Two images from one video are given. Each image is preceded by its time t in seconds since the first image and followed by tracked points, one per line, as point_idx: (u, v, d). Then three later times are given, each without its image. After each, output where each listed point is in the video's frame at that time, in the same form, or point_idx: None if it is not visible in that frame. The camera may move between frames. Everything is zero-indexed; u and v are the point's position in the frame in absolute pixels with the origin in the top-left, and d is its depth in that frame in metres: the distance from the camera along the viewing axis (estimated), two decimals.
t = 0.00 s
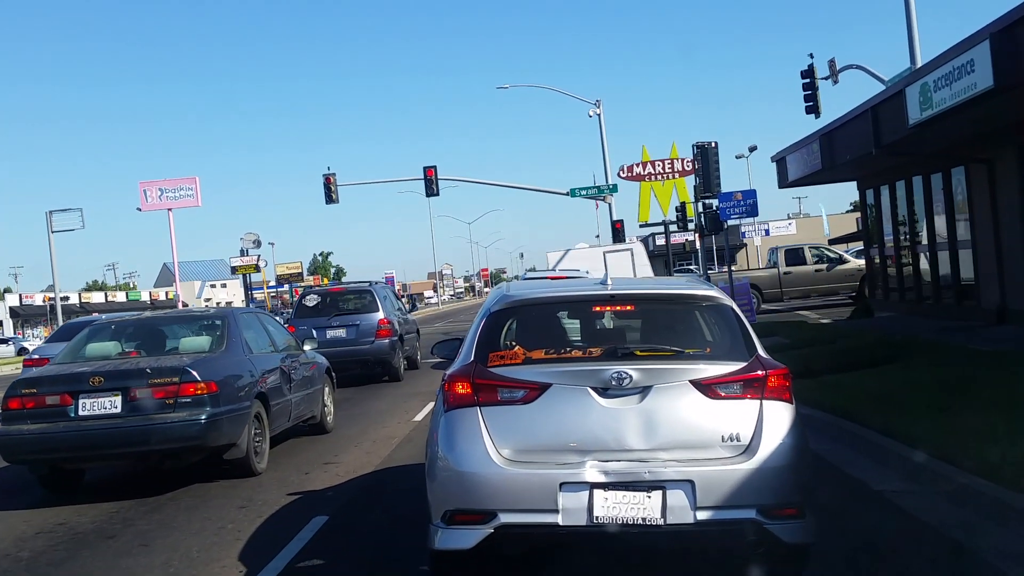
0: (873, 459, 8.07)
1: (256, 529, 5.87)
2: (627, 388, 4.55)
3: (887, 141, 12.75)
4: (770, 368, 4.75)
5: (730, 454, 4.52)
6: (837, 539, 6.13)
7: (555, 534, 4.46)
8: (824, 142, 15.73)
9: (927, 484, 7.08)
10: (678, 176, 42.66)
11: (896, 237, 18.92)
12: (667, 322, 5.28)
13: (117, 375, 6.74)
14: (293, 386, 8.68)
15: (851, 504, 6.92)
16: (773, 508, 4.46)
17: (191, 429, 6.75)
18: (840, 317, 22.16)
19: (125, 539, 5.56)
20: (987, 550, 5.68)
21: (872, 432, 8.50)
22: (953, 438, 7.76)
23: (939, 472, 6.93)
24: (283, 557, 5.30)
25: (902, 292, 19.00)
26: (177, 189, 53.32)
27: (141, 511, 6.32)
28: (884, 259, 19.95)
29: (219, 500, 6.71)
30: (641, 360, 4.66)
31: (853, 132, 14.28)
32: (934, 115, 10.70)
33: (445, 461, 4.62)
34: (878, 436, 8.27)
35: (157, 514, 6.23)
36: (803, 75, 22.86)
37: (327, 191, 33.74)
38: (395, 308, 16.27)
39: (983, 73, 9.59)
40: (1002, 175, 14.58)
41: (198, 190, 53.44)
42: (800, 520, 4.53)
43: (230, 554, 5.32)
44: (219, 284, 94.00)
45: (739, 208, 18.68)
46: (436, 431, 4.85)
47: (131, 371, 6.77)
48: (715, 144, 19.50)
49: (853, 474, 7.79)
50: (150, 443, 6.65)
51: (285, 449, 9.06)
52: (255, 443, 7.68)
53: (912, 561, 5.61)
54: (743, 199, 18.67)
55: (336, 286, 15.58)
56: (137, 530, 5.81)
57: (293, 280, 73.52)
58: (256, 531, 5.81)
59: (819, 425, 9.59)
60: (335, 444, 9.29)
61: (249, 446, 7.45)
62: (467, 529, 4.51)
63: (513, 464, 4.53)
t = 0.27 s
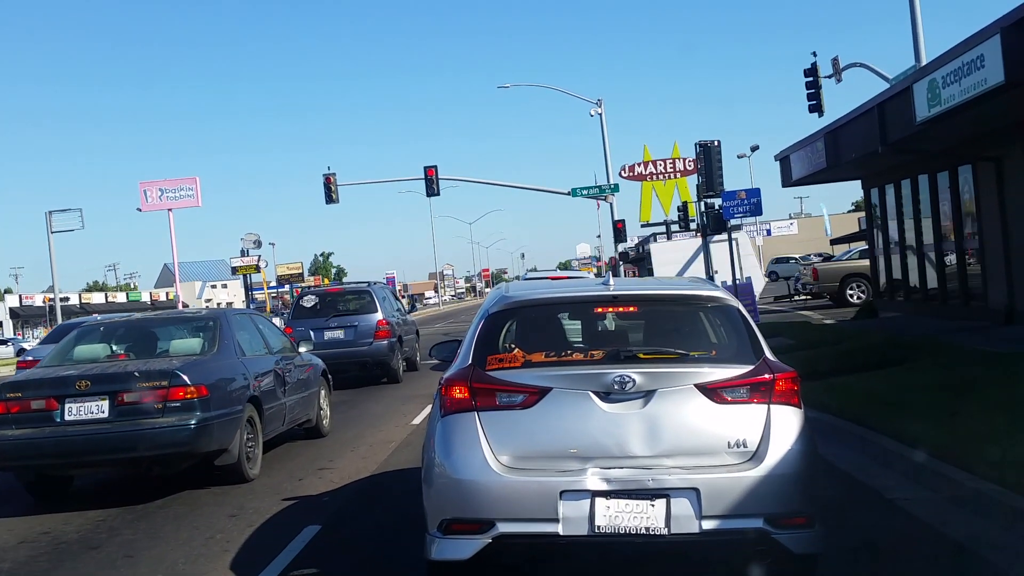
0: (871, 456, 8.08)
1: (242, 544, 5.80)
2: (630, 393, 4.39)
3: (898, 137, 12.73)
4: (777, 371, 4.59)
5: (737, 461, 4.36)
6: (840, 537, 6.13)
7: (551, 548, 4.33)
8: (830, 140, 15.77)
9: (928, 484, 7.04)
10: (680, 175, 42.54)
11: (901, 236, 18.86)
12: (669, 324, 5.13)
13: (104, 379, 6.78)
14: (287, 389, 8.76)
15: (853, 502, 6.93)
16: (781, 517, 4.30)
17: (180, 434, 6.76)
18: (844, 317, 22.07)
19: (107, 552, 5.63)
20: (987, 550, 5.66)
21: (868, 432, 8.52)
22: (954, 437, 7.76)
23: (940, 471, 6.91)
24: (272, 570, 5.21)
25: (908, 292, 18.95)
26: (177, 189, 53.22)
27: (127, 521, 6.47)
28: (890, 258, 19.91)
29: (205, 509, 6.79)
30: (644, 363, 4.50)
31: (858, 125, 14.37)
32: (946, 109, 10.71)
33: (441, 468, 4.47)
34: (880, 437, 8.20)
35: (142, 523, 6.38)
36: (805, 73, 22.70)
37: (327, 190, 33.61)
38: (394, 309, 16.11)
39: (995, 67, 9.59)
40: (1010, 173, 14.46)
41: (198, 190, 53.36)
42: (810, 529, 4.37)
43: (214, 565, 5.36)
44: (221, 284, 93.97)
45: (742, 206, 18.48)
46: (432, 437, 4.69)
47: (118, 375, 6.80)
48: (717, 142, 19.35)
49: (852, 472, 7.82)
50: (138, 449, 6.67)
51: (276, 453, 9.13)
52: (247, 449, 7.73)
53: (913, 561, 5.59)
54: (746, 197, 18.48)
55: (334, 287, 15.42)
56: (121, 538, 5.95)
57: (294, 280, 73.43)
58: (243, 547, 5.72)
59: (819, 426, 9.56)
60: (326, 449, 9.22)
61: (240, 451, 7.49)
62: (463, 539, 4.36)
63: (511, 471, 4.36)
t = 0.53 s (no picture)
0: (873, 456, 8.11)
1: (234, 553, 5.76)
2: (631, 396, 4.30)
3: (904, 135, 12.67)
4: (782, 374, 4.50)
5: (741, 465, 4.27)
6: (844, 535, 6.18)
7: (549, 557, 4.25)
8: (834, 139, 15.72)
9: (928, 484, 7.06)
10: (681, 175, 42.45)
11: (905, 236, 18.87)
12: (671, 326, 5.04)
13: (92, 382, 6.72)
14: (283, 392, 8.71)
15: (857, 501, 6.97)
16: (787, 523, 4.21)
17: (170, 438, 6.70)
18: (847, 318, 22.02)
19: (96, 561, 5.65)
20: (988, 550, 5.69)
21: (870, 432, 8.56)
22: (957, 436, 7.79)
23: (941, 470, 6.94)
24: None
25: (912, 293, 18.97)
26: (177, 190, 53.17)
27: (115, 528, 6.49)
28: (893, 259, 19.91)
29: (196, 516, 6.78)
30: (647, 365, 4.41)
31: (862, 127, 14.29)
32: (953, 107, 10.64)
33: (440, 472, 4.38)
34: (883, 440, 8.18)
35: (131, 530, 6.39)
36: (807, 72, 22.59)
37: (326, 190, 33.54)
38: (393, 309, 16.02)
39: (1002, 64, 9.52)
40: (1017, 172, 14.41)
41: (198, 190, 53.31)
42: (816, 535, 4.27)
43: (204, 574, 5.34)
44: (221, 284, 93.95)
45: (745, 206, 18.38)
46: (430, 441, 4.60)
47: (107, 378, 6.75)
48: (719, 141, 19.29)
49: (854, 473, 7.85)
50: (128, 454, 6.62)
51: (271, 457, 9.10)
52: (241, 453, 7.67)
53: (915, 559, 5.64)
54: (748, 197, 18.38)
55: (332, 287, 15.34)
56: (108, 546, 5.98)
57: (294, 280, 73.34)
58: (237, 557, 5.67)
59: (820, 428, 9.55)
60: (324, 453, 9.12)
61: (234, 456, 7.42)
62: (462, 545, 4.27)
63: (511, 475, 4.27)
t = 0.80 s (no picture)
0: (872, 458, 8.13)
1: (229, 560, 5.73)
2: (632, 398, 4.25)
3: (910, 134, 12.67)
4: (785, 376, 4.45)
5: (743, 469, 4.22)
6: (845, 535, 6.23)
7: (548, 564, 4.19)
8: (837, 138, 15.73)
9: (928, 485, 7.07)
10: (682, 176, 42.41)
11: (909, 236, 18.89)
12: (673, 328, 4.99)
13: (82, 387, 6.68)
14: (279, 396, 8.72)
15: (858, 502, 7.01)
16: (789, 527, 4.16)
17: (160, 443, 6.68)
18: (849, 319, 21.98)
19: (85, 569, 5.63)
20: (987, 551, 5.72)
21: (870, 433, 8.58)
22: (957, 437, 7.82)
23: (941, 470, 6.97)
24: None
25: (916, 294, 18.99)
26: (177, 191, 53.12)
27: (104, 535, 6.47)
28: (897, 260, 19.93)
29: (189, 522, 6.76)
30: (648, 367, 4.36)
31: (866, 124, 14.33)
32: (959, 105, 10.63)
33: (438, 475, 4.33)
34: (884, 441, 8.18)
35: (120, 538, 6.37)
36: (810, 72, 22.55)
37: (326, 192, 33.50)
38: (392, 311, 15.98)
39: (1009, 61, 9.52)
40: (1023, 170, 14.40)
41: (198, 191, 53.26)
42: (819, 539, 4.22)
43: None
44: (221, 286, 93.86)
45: (747, 206, 18.32)
46: (428, 444, 4.55)
47: (97, 382, 6.70)
48: (722, 141, 19.28)
49: (855, 475, 7.88)
50: (117, 459, 6.59)
51: (266, 461, 9.08)
52: (234, 459, 7.68)
53: (915, 559, 5.67)
54: (751, 197, 18.29)
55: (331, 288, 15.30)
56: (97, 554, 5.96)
57: (294, 282, 73.29)
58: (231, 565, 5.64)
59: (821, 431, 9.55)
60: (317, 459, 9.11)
61: (227, 461, 7.43)
62: (460, 549, 4.22)
63: (509, 479, 4.23)
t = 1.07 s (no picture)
0: (874, 460, 8.15)
1: (225, 565, 5.72)
2: (632, 401, 4.24)
3: (917, 134, 12.70)
4: (787, 378, 4.43)
5: (744, 471, 4.21)
6: (847, 536, 6.23)
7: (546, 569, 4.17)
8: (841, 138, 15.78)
9: (931, 487, 7.08)
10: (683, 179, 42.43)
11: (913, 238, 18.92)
12: (675, 331, 4.97)
13: (72, 392, 6.67)
14: (274, 400, 8.75)
15: (860, 504, 7.02)
16: (790, 530, 4.14)
17: (151, 450, 6.66)
18: (852, 322, 21.97)
19: None
20: (989, 554, 5.70)
21: (872, 436, 8.58)
22: (959, 440, 7.83)
23: (944, 472, 6.96)
24: None
25: (921, 296, 19.03)
26: (177, 193, 53.11)
27: (94, 544, 6.46)
28: (901, 262, 19.96)
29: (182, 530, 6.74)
30: (648, 369, 4.35)
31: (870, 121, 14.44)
32: (967, 105, 10.67)
33: (438, 478, 4.31)
34: (887, 443, 8.20)
35: (110, 547, 6.35)
36: (812, 73, 22.56)
37: (326, 194, 33.48)
38: (392, 313, 15.97)
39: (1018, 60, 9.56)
40: None
41: (198, 194, 53.25)
42: (820, 542, 4.21)
43: None
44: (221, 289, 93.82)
45: (750, 208, 18.31)
46: (428, 447, 4.53)
47: (87, 387, 6.69)
48: (724, 143, 19.29)
49: (857, 476, 7.90)
50: (107, 466, 6.58)
51: (261, 466, 9.09)
52: (229, 464, 7.67)
53: (915, 561, 5.66)
54: (754, 199, 18.29)
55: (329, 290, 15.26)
56: (86, 564, 5.93)
57: (294, 284, 73.26)
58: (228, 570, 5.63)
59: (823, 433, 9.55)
60: (313, 464, 9.13)
61: (221, 467, 7.42)
62: (460, 552, 4.20)
63: (510, 482, 4.21)
